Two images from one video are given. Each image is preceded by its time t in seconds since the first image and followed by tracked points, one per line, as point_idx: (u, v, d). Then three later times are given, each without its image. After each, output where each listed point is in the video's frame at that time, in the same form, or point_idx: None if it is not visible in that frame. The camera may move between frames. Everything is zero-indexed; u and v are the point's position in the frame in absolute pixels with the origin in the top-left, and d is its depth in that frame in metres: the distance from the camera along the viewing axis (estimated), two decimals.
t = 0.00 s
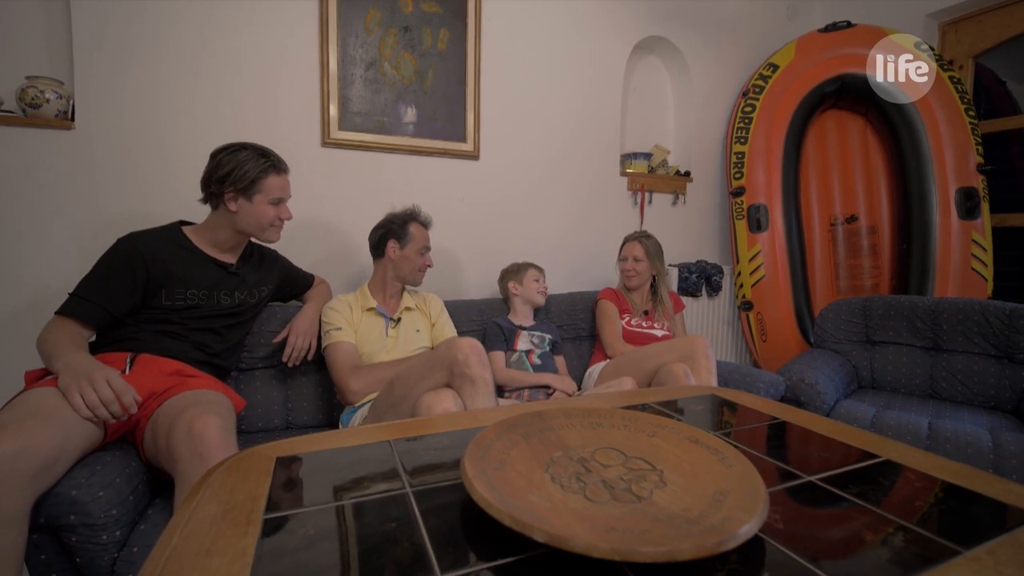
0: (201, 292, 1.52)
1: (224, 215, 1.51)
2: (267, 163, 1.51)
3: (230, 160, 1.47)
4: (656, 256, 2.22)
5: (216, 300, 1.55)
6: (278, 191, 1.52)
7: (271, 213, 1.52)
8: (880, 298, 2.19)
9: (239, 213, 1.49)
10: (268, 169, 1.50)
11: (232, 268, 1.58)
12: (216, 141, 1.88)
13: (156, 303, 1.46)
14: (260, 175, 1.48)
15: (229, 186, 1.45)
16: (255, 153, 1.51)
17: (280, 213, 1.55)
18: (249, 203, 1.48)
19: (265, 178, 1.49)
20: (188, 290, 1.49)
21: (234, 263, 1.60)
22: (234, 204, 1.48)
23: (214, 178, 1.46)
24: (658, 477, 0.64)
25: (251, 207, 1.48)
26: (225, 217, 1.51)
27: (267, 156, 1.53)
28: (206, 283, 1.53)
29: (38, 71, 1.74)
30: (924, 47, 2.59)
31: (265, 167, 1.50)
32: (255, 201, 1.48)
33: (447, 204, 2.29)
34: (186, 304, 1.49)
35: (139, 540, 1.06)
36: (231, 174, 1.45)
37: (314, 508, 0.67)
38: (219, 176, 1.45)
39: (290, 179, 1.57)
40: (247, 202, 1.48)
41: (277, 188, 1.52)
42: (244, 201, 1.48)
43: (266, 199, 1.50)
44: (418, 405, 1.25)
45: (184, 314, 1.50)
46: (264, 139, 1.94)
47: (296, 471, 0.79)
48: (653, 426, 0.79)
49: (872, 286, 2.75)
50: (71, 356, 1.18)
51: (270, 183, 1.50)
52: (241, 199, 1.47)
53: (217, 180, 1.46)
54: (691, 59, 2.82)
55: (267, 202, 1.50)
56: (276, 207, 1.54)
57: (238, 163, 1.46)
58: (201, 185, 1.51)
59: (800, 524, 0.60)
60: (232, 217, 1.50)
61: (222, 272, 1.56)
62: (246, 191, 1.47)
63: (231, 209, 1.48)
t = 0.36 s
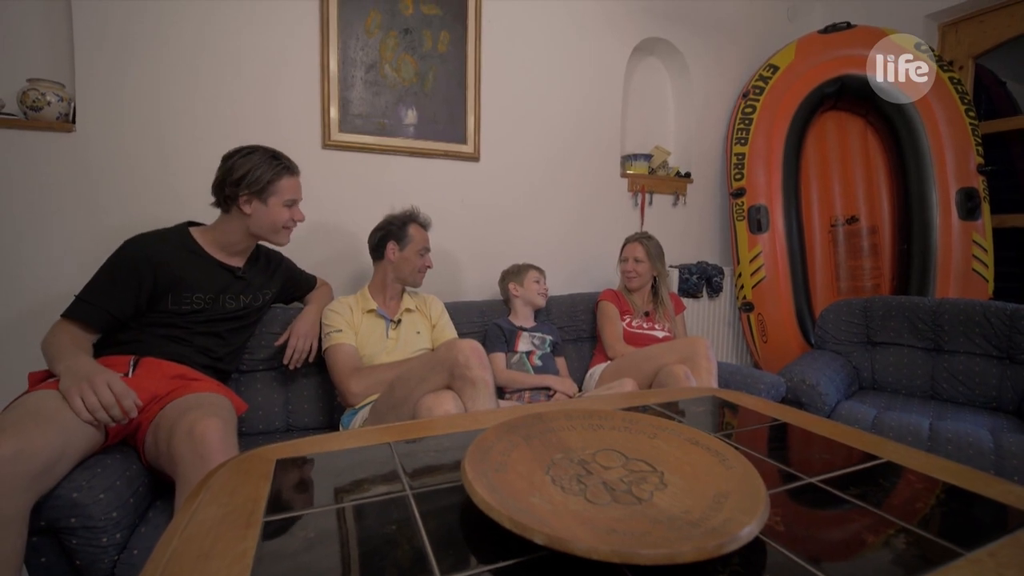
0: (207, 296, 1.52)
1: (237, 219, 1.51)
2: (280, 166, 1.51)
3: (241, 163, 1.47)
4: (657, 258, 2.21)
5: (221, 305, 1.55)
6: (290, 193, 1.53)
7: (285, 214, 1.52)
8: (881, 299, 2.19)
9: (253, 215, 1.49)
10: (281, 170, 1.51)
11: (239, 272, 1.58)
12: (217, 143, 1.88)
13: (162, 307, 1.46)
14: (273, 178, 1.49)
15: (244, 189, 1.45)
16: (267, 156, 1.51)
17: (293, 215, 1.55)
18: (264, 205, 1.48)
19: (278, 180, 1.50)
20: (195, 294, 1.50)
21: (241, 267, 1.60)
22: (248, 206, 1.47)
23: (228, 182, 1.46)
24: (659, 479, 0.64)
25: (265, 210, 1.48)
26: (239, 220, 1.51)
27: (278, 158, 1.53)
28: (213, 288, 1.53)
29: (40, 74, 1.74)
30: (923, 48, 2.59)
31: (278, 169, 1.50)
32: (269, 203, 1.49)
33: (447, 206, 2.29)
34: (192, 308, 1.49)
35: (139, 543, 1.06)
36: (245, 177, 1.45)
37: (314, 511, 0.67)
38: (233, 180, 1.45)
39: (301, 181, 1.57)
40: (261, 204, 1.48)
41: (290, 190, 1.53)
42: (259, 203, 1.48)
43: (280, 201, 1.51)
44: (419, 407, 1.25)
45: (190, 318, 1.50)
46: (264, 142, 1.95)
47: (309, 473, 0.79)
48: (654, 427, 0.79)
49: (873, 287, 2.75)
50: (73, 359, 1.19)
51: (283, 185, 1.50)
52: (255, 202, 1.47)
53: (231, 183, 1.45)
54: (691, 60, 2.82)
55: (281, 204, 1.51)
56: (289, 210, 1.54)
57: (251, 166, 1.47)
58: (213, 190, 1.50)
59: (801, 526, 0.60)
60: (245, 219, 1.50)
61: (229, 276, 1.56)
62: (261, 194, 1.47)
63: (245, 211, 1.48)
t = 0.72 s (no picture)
0: (201, 299, 1.51)
1: (231, 222, 1.49)
2: (281, 175, 1.50)
3: (244, 169, 1.46)
4: (654, 259, 2.21)
5: (216, 307, 1.54)
6: (288, 203, 1.52)
7: (280, 223, 1.52)
8: (879, 299, 2.18)
9: (247, 221, 1.48)
10: (282, 180, 1.50)
11: (234, 274, 1.58)
12: (214, 145, 1.88)
13: (156, 310, 1.46)
14: (274, 187, 1.48)
15: (242, 196, 1.45)
16: (270, 163, 1.50)
17: (287, 224, 1.55)
18: (260, 213, 1.48)
19: (278, 190, 1.49)
20: (189, 298, 1.49)
21: (235, 270, 1.59)
22: (243, 212, 1.47)
23: (227, 186, 1.45)
24: (655, 482, 0.64)
25: (260, 217, 1.48)
26: (233, 224, 1.50)
27: (280, 166, 1.52)
28: (207, 291, 1.52)
29: (36, 77, 1.74)
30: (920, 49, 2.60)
31: (279, 179, 1.50)
32: (266, 211, 1.48)
33: (444, 208, 2.28)
34: (187, 311, 1.49)
35: (135, 547, 1.05)
36: (245, 184, 1.45)
37: (309, 514, 0.67)
38: (233, 185, 1.44)
39: (301, 191, 1.56)
40: (258, 211, 1.47)
41: (288, 200, 1.52)
42: (255, 211, 1.47)
43: (277, 210, 1.50)
44: (416, 410, 1.24)
45: (183, 321, 1.49)
46: (260, 144, 1.94)
47: (304, 474, 0.79)
48: (650, 429, 0.79)
49: (871, 287, 2.75)
50: (68, 363, 1.18)
51: (282, 195, 1.50)
52: (251, 208, 1.47)
53: (229, 188, 1.45)
54: (688, 61, 2.83)
55: (277, 213, 1.50)
56: (284, 219, 1.54)
57: (254, 173, 1.46)
58: (211, 191, 1.49)
59: (798, 528, 0.60)
60: (239, 224, 1.49)
61: (223, 278, 1.56)
62: (260, 202, 1.47)
63: (240, 216, 1.47)
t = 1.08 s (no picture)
0: (199, 301, 1.51)
1: (228, 223, 1.49)
2: (277, 175, 1.51)
3: (239, 170, 1.46)
4: (656, 260, 2.20)
5: (215, 309, 1.54)
6: (284, 203, 1.52)
7: (276, 223, 1.52)
8: (883, 301, 2.17)
9: (244, 221, 1.48)
10: (278, 181, 1.50)
11: (232, 275, 1.58)
12: (214, 147, 1.88)
13: (156, 312, 1.46)
14: (270, 187, 1.49)
15: (239, 196, 1.45)
16: (265, 164, 1.51)
17: (283, 223, 1.54)
18: (256, 213, 1.48)
19: (274, 190, 1.49)
20: (187, 299, 1.49)
21: (233, 271, 1.59)
22: (240, 212, 1.47)
23: (223, 186, 1.45)
24: (651, 488, 0.63)
25: (257, 217, 1.48)
26: (229, 225, 1.50)
27: (276, 167, 1.52)
28: (205, 293, 1.52)
29: (39, 80, 1.74)
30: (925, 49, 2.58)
31: (275, 179, 1.50)
32: (262, 211, 1.48)
33: (445, 210, 2.28)
34: (186, 313, 1.49)
35: (134, 548, 1.05)
36: (242, 185, 1.45)
37: (304, 517, 0.66)
38: (229, 186, 1.45)
39: (297, 191, 1.56)
40: (254, 211, 1.47)
41: (284, 200, 1.52)
42: (251, 211, 1.47)
43: (273, 210, 1.50)
44: (414, 412, 1.23)
45: (183, 323, 1.49)
46: (261, 146, 1.94)
47: (300, 477, 0.79)
48: (647, 433, 0.78)
49: (875, 288, 2.73)
50: (66, 361, 1.18)
51: (278, 195, 1.50)
52: (248, 208, 1.47)
53: (226, 188, 1.45)
54: (690, 63, 2.82)
55: (273, 213, 1.50)
56: (281, 218, 1.54)
57: (249, 174, 1.46)
58: (207, 193, 1.49)
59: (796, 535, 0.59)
60: (236, 225, 1.49)
61: (221, 280, 1.56)
62: (257, 203, 1.47)
63: (236, 217, 1.47)
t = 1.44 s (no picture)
0: (207, 300, 1.52)
1: (230, 229, 1.51)
2: (266, 171, 1.52)
3: (230, 172, 1.48)
4: (662, 264, 2.19)
5: (222, 308, 1.55)
6: (279, 197, 1.52)
7: (275, 220, 1.52)
8: (895, 307, 2.13)
9: (245, 224, 1.50)
10: (268, 176, 1.51)
11: (239, 275, 1.58)
12: (222, 149, 1.91)
13: (163, 310, 1.47)
14: (260, 184, 1.49)
15: (233, 199, 1.46)
16: (253, 162, 1.51)
17: (283, 219, 1.55)
18: (253, 212, 1.48)
19: (265, 186, 1.50)
20: (195, 298, 1.50)
21: (240, 270, 1.60)
22: (239, 215, 1.48)
23: (218, 191, 1.47)
24: (650, 495, 0.62)
25: (254, 216, 1.49)
26: (230, 230, 1.51)
27: (264, 163, 1.53)
28: (213, 291, 1.52)
29: (51, 82, 1.77)
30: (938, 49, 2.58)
31: (264, 175, 1.51)
32: (259, 209, 1.49)
33: (450, 212, 2.28)
34: (193, 311, 1.50)
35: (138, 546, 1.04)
36: (233, 186, 1.46)
37: (302, 520, 0.65)
38: (222, 190, 1.46)
39: (289, 183, 1.57)
40: (251, 211, 1.48)
41: (278, 194, 1.52)
42: (249, 212, 1.48)
43: (270, 206, 1.51)
44: (415, 414, 1.23)
45: (190, 321, 1.50)
46: (268, 148, 1.96)
47: (297, 483, 0.77)
48: (648, 439, 0.77)
49: (887, 293, 2.68)
50: (74, 363, 1.18)
51: (270, 190, 1.50)
52: (245, 209, 1.48)
53: (221, 194, 1.47)
54: (698, 65, 2.80)
55: (269, 209, 1.50)
56: (279, 214, 1.54)
57: (239, 175, 1.48)
58: (205, 201, 1.51)
59: (797, 547, 0.57)
60: (237, 229, 1.51)
61: (228, 279, 1.56)
62: (250, 202, 1.48)
63: (236, 220, 1.49)
